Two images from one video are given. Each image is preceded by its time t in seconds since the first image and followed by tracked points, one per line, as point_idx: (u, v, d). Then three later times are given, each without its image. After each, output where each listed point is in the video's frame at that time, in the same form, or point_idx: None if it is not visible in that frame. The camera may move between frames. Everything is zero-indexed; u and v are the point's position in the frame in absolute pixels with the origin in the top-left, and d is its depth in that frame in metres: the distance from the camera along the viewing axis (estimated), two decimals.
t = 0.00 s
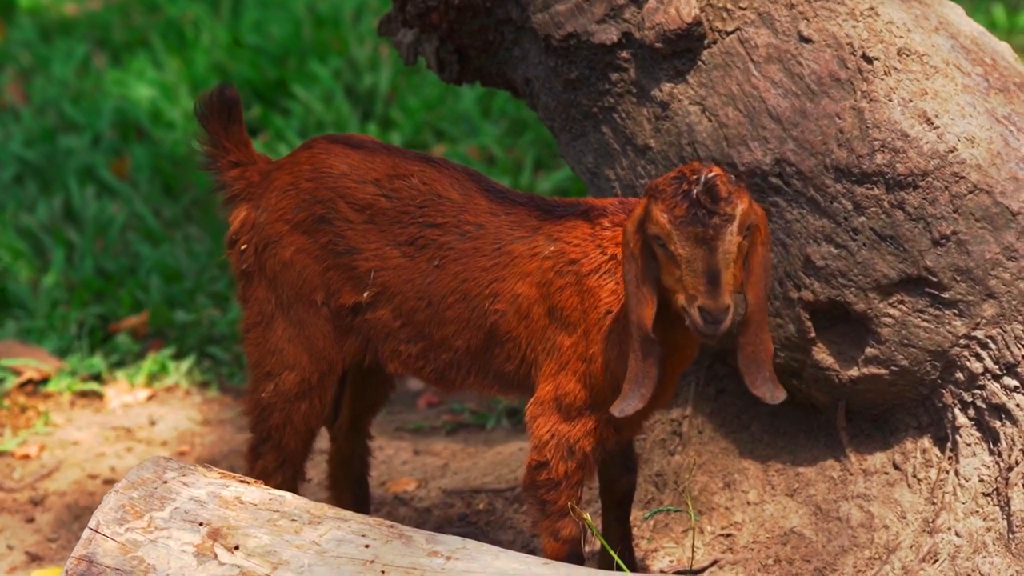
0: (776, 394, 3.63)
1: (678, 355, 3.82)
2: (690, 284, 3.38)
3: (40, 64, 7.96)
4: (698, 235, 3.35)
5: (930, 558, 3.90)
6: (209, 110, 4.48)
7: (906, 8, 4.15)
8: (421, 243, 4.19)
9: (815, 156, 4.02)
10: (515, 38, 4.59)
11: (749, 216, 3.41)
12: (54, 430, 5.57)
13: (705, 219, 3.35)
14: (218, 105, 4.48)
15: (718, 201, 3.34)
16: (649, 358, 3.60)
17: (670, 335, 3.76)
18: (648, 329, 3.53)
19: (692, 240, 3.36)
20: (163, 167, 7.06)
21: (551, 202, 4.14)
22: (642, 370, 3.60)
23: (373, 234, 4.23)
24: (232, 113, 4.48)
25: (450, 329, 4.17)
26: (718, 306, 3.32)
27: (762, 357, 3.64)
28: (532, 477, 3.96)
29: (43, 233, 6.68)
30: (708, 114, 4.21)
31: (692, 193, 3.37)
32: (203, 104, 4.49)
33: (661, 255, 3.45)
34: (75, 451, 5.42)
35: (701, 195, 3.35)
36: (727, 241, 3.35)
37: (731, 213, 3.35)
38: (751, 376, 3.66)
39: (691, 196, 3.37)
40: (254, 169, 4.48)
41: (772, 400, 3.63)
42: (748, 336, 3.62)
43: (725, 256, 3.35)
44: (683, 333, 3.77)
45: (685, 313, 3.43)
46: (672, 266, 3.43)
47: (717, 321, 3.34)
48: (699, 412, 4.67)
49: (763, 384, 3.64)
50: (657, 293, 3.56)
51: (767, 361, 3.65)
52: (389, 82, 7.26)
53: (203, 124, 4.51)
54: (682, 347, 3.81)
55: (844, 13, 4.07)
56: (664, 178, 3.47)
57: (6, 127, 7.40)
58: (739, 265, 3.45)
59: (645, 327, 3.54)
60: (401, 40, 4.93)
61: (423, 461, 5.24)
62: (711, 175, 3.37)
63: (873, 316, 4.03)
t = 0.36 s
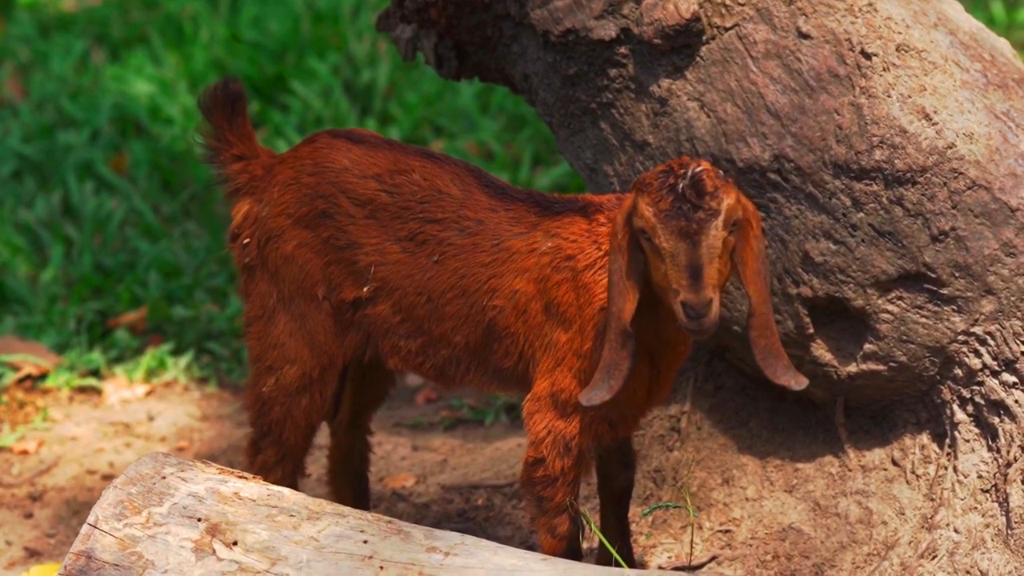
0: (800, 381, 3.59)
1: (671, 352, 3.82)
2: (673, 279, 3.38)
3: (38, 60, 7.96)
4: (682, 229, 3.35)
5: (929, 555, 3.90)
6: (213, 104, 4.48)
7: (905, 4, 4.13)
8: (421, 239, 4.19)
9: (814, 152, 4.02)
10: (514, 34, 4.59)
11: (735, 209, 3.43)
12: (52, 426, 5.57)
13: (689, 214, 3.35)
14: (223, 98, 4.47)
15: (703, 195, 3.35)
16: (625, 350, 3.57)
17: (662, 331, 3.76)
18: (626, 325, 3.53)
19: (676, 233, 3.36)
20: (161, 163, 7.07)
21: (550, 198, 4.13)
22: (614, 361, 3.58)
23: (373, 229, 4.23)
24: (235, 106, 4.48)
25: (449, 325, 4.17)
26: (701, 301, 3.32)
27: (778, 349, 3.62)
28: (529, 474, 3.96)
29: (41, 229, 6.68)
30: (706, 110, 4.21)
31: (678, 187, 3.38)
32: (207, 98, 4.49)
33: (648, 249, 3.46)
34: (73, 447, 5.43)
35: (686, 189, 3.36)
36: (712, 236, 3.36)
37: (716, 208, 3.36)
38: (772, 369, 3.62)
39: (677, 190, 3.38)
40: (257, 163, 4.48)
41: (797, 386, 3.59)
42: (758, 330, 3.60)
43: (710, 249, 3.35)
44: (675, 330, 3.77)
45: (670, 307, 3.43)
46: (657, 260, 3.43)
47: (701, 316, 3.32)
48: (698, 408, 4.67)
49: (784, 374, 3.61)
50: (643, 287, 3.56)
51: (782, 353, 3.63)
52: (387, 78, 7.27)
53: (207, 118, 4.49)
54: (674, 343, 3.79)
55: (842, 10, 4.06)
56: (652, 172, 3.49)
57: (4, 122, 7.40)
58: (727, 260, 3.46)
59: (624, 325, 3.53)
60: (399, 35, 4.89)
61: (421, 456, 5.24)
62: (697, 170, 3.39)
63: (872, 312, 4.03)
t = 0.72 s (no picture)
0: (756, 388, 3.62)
1: (669, 349, 3.81)
2: (666, 277, 3.36)
3: (38, 56, 7.95)
4: (675, 227, 3.34)
5: (930, 550, 3.91)
6: (215, 99, 4.46)
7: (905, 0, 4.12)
8: (423, 234, 4.18)
9: (814, 147, 4.01)
10: (513, 29, 4.59)
11: (730, 209, 3.42)
12: (53, 422, 5.57)
13: (683, 211, 3.35)
14: (225, 93, 4.47)
15: (697, 193, 3.35)
16: (632, 351, 3.60)
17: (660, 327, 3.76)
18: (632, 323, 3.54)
19: (669, 231, 3.35)
20: (162, 158, 7.07)
21: (551, 193, 4.13)
22: (626, 360, 3.61)
23: (375, 224, 4.23)
24: (237, 103, 4.47)
25: (450, 320, 4.17)
26: (693, 299, 3.31)
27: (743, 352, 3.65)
28: (529, 470, 3.96)
29: (42, 225, 6.68)
30: (706, 105, 4.21)
31: (671, 185, 3.38)
32: (209, 92, 4.48)
33: (641, 247, 3.45)
34: (73, 442, 5.43)
35: (680, 187, 3.36)
36: (705, 234, 3.35)
37: (710, 206, 3.36)
38: (730, 371, 3.66)
39: (671, 187, 3.38)
40: (259, 158, 4.47)
41: (750, 394, 3.61)
42: (728, 330, 3.63)
43: (703, 248, 3.35)
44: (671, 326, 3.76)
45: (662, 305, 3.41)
46: (651, 258, 3.41)
47: (693, 314, 3.32)
48: (698, 403, 4.67)
49: (740, 379, 3.64)
50: (640, 285, 3.56)
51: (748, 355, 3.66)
52: (387, 74, 7.27)
53: (209, 112, 4.49)
54: (672, 341, 3.80)
55: (842, 5, 4.03)
56: (649, 168, 3.48)
57: (4, 118, 7.40)
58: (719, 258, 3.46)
59: (629, 322, 3.55)
60: (399, 31, 4.92)
61: (421, 452, 5.24)
62: (691, 168, 3.39)
63: (872, 308, 4.03)
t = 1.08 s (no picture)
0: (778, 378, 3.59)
1: (662, 344, 3.80)
2: (658, 271, 3.36)
3: (37, 51, 7.95)
4: (665, 221, 3.34)
5: (928, 545, 3.91)
6: (211, 95, 4.46)
7: None
8: (419, 228, 4.18)
9: (813, 143, 4.01)
10: (512, 25, 4.58)
11: (722, 203, 3.43)
12: (51, 417, 5.57)
13: (674, 205, 3.34)
14: (221, 89, 4.46)
15: (688, 187, 3.35)
16: (612, 347, 3.59)
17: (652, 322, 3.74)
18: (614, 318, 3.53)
19: (660, 225, 3.35)
20: (160, 154, 7.07)
21: (548, 188, 4.13)
22: (603, 356, 3.59)
23: (372, 219, 4.23)
24: (233, 98, 4.46)
25: (447, 315, 4.17)
26: (684, 293, 3.30)
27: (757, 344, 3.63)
28: (526, 465, 3.96)
29: (41, 220, 6.68)
30: (705, 101, 4.21)
31: (663, 179, 3.38)
32: (205, 90, 4.46)
33: (633, 241, 3.45)
34: (72, 438, 5.43)
35: (671, 181, 3.36)
36: (696, 229, 3.35)
37: (701, 200, 3.35)
38: (750, 364, 3.63)
39: (662, 181, 3.38)
40: (256, 154, 4.48)
41: (774, 382, 3.60)
42: (738, 324, 3.62)
43: (696, 241, 3.35)
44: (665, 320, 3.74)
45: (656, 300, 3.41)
46: (643, 253, 3.41)
47: (684, 309, 3.31)
48: (697, 399, 4.67)
49: (761, 370, 3.61)
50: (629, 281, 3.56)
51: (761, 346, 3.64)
52: (386, 70, 7.27)
53: (206, 108, 4.48)
54: (666, 335, 3.78)
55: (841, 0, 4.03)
56: (638, 165, 3.48)
57: (3, 114, 7.39)
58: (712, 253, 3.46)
59: (612, 317, 3.54)
60: (399, 27, 4.90)
61: (420, 448, 5.24)
62: (683, 162, 3.39)
63: (871, 304, 4.03)
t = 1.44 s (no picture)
0: (745, 379, 3.62)
1: (660, 341, 3.79)
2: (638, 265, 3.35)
3: (37, 47, 7.95)
4: (647, 215, 3.33)
5: (927, 542, 3.94)
6: (208, 92, 4.45)
7: None
8: (417, 225, 4.18)
9: (813, 139, 4.01)
10: (512, 21, 4.58)
11: (707, 200, 3.42)
12: (51, 413, 5.57)
13: (656, 200, 3.34)
14: (217, 85, 4.45)
15: (671, 182, 3.35)
16: (602, 351, 3.62)
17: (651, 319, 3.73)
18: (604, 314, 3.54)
19: (642, 219, 3.34)
20: (160, 150, 7.07)
21: (545, 184, 4.13)
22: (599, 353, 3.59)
23: (369, 215, 4.23)
24: (229, 94, 4.46)
25: (445, 311, 4.17)
26: (661, 287, 3.29)
27: (731, 343, 3.64)
28: (525, 462, 3.96)
29: (40, 216, 6.68)
30: (705, 97, 4.20)
31: (648, 173, 3.38)
32: (201, 86, 4.45)
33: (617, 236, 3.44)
34: (72, 434, 5.43)
35: (656, 175, 3.36)
36: (676, 224, 3.35)
37: (683, 195, 3.35)
38: (719, 362, 3.65)
39: (647, 175, 3.38)
40: (252, 151, 4.48)
41: (739, 383, 3.61)
42: (715, 322, 3.62)
43: (675, 236, 3.35)
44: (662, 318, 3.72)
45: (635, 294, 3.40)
46: (625, 246, 3.40)
47: (661, 302, 3.30)
48: (696, 395, 4.66)
49: (731, 369, 3.63)
50: (615, 278, 3.55)
51: (735, 345, 3.65)
52: (386, 66, 7.28)
53: (202, 106, 4.48)
54: (664, 333, 3.77)
55: None
56: (626, 156, 3.49)
57: (3, 110, 7.40)
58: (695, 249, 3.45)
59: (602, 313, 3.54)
60: (398, 23, 4.93)
61: (419, 444, 5.24)
62: (669, 157, 3.39)
63: (871, 300, 4.03)
